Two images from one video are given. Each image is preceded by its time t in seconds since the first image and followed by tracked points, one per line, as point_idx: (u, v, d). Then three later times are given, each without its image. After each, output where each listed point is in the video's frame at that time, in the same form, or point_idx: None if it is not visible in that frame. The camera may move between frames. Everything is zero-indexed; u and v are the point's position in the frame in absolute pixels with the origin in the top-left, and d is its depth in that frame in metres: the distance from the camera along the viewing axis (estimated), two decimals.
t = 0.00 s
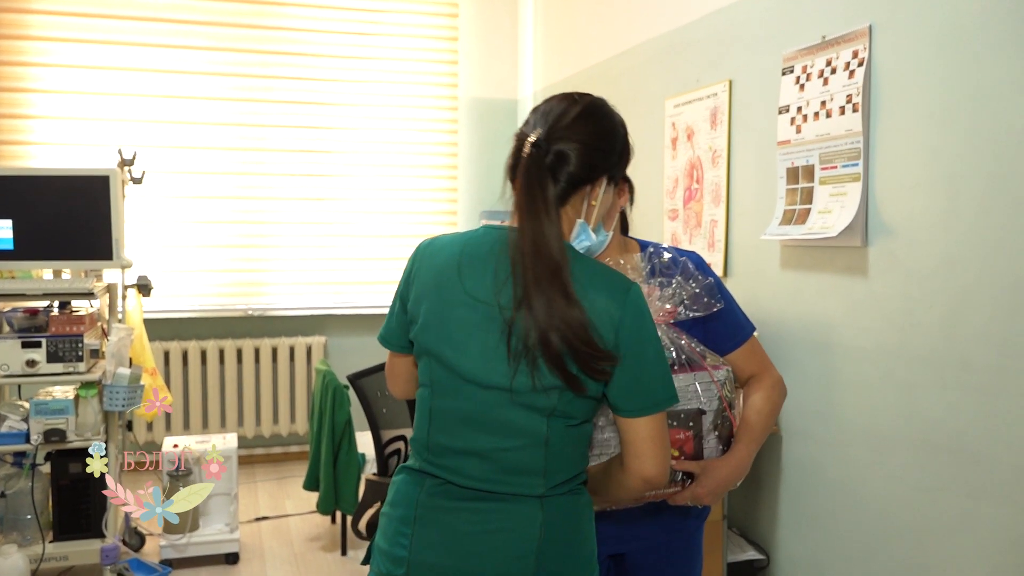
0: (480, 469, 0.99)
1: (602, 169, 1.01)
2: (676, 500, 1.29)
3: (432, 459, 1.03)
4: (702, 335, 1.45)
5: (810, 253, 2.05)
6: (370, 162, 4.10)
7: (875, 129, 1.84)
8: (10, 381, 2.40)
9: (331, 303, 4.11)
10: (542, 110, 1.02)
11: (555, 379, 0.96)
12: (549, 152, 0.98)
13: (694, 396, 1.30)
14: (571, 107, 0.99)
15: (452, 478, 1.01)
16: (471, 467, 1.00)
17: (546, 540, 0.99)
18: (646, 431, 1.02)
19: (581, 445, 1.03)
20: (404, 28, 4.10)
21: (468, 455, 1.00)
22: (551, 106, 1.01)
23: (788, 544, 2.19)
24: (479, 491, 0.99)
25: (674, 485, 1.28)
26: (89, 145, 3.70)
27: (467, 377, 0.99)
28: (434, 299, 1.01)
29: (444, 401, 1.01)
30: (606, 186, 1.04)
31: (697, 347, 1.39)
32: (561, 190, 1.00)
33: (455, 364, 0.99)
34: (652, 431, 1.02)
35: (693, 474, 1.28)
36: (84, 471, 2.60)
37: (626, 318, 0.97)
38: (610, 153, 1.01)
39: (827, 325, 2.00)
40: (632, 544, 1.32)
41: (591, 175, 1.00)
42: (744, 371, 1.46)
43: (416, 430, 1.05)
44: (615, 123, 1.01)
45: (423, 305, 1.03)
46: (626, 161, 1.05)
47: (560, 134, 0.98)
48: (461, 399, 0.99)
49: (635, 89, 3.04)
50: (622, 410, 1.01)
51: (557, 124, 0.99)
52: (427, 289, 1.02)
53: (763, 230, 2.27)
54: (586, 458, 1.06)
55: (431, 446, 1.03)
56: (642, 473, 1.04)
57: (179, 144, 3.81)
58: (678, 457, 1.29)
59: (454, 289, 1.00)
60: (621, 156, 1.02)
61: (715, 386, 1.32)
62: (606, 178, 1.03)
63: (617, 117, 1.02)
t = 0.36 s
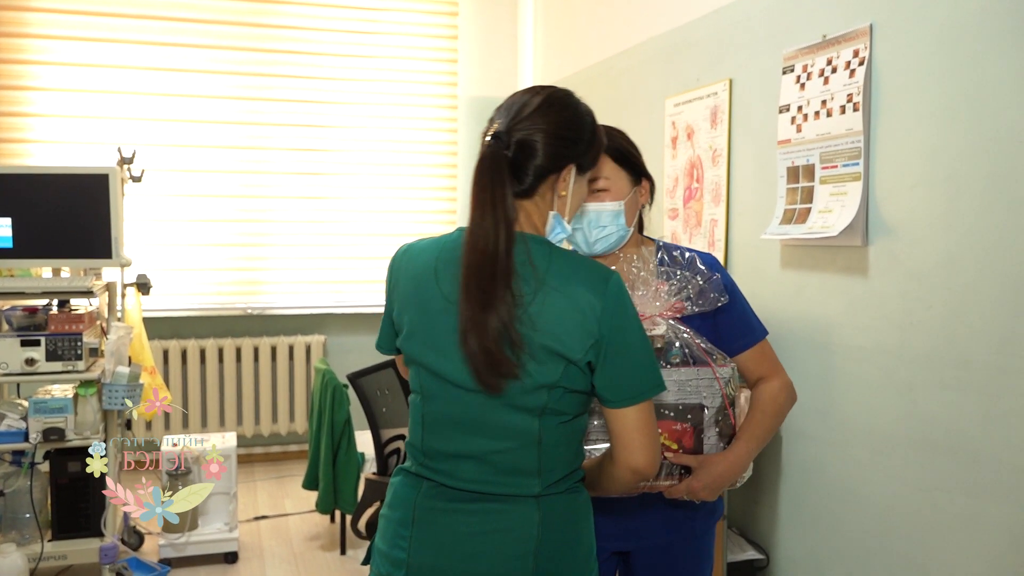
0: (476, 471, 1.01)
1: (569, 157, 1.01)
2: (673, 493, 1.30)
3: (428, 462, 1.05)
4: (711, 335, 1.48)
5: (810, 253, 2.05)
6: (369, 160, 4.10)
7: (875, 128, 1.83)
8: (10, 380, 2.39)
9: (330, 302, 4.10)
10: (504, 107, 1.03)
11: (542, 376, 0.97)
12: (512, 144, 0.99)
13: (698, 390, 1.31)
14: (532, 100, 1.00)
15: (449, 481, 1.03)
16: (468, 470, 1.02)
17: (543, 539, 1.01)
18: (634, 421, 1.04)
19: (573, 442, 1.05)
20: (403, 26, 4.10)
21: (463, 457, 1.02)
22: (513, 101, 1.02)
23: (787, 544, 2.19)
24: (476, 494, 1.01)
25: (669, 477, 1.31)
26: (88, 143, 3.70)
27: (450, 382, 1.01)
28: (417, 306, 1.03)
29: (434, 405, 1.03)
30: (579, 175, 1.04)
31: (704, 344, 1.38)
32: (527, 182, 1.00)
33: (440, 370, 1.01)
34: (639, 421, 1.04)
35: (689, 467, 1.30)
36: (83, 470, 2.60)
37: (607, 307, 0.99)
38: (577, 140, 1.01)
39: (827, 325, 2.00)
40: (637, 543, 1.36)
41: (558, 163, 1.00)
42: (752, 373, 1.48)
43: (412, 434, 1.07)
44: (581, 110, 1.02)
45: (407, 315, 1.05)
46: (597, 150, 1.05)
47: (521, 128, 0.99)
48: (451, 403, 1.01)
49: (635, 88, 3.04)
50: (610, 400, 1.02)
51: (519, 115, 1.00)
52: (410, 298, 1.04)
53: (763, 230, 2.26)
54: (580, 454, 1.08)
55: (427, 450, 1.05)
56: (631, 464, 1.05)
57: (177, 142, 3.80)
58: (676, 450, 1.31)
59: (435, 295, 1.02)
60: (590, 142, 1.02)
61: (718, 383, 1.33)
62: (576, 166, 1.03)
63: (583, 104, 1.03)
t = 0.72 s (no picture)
0: (457, 472, 1.02)
1: (533, 159, 1.03)
2: (665, 488, 1.30)
3: (410, 465, 1.06)
4: (714, 335, 1.49)
5: (810, 256, 2.05)
6: (368, 162, 4.10)
7: (876, 132, 1.83)
8: (8, 380, 2.39)
9: (329, 303, 4.10)
10: (469, 112, 1.05)
11: (512, 375, 0.99)
12: (476, 148, 1.01)
13: (694, 387, 1.32)
14: (495, 104, 1.03)
15: (431, 482, 1.03)
16: (449, 471, 1.02)
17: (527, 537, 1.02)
18: (605, 418, 1.04)
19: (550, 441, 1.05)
20: (403, 27, 4.10)
21: (443, 458, 1.02)
22: (476, 106, 1.04)
23: (787, 547, 2.18)
24: (459, 494, 1.02)
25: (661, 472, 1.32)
26: (87, 143, 3.69)
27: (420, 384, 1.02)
28: (390, 310, 1.05)
29: (411, 408, 1.04)
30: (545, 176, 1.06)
31: (704, 342, 1.41)
32: (493, 186, 1.02)
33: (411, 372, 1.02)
34: (611, 418, 1.04)
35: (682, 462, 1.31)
36: (81, 470, 2.59)
37: (575, 305, 1.00)
38: (540, 142, 1.03)
39: (828, 328, 2.00)
40: (643, 544, 1.37)
41: (522, 166, 1.02)
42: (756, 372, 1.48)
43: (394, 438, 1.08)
44: (545, 112, 1.04)
45: (379, 320, 1.07)
46: (562, 152, 1.07)
47: (484, 131, 1.01)
48: (425, 406, 1.02)
49: (635, 90, 3.04)
50: (581, 399, 1.02)
51: (484, 119, 1.02)
52: (384, 303, 1.06)
53: (763, 233, 2.26)
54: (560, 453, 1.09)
55: (409, 453, 1.05)
56: (604, 461, 1.05)
57: (177, 142, 3.80)
58: (670, 445, 1.32)
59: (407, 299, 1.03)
60: (554, 144, 1.05)
61: (714, 382, 1.34)
62: (541, 168, 1.05)
63: (546, 107, 1.05)
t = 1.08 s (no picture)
0: (416, 471, 1.04)
1: (485, 167, 1.06)
2: (657, 480, 1.33)
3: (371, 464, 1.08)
4: (717, 335, 1.47)
5: (814, 257, 2.04)
6: (370, 161, 4.09)
7: (881, 132, 1.82)
8: (9, 377, 2.39)
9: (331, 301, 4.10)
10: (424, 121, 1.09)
11: (462, 373, 1.01)
12: (428, 159, 1.05)
13: (690, 383, 1.34)
14: (447, 113, 1.06)
15: (392, 481, 1.06)
16: (408, 469, 1.05)
17: (487, 540, 1.05)
18: (545, 411, 1.04)
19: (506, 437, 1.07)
20: (405, 26, 4.09)
21: (402, 456, 1.05)
22: (431, 115, 1.07)
23: (789, 548, 2.18)
24: (418, 492, 1.04)
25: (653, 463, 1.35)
26: (90, 141, 3.69)
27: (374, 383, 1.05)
28: (345, 313, 1.07)
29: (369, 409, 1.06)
30: (500, 183, 1.09)
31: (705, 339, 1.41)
32: (446, 194, 1.05)
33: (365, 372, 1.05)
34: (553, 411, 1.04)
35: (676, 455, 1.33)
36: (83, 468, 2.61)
37: (521, 305, 1.02)
38: (491, 150, 1.06)
39: (831, 329, 1.99)
40: (649, 542, 1.38)
41: (474, 175, 1.05)
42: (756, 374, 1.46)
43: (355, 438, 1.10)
44: (497, 121, 1.07)
45: (336, 323, 1.09)
46: (515, 159, 1.09)
47: (435, 139, 1.05)
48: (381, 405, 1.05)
49: (638, 90, 3.03)
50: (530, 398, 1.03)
51: (436, 128, 1.06)
52: (340, 306, 1.08)
53: (767, 234, 2.25)
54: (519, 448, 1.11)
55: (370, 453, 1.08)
56: (545, 455, 1.04)
57: (179, 140, 3.80)
58: (665, 438, 1.35)
59: (362, 301, 1.05)
60: (506, 151, 1.07)
61: (711, 379, 1.35)
62: (495, 175, 1.08)
63: (499, 116, 1.08)
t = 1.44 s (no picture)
0: (363, 462, 1.06)
1: (430, 170, 1.07)
2: (658, 474, 1.33)
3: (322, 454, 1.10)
4: (728, 332, 1.45)
5: (831, 256, 2.02)
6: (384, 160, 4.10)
7: (899, 131, 1.80)
8: (26, 375, 2.41)
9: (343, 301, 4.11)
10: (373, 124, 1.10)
11: (403, 368, 1.02)
12: (376, 176, 1.05)
13: (692, 378, 1.34)
14: (393, 115, 1.07)
15: (341, 471, 1.08)
16: (355, 460, 1.07)
17: (427, 536, 1.07)
18: (484, 403, 1.04)
19: (452, 432, 1.09)
20: (418, 25, 4.10)
21: (350, 447, 1.07)
22: (378, 118, 1.08)
23: (805, 549, 2.16)
24: (363, 482, 1.06)
25: (655, 457, 1.34)
26: (104, 141, 3.70)
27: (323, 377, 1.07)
28: (297, 308, 1.09)
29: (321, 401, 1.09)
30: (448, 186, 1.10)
31: (711, 337, 1.40)
32: (390, 197, 1.06)
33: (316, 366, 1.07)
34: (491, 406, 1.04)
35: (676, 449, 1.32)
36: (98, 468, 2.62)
37: (462, 303, 1.04)
38: (437, 153, 1.07)
39: (848, 330, 1.97)
40: (666, 535, 1.37)
41: (420, 177, 1.06)
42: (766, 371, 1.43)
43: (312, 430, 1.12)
44: (443, 125, 1.07)
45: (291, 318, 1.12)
46: (463, 161, 1.10)
47: (380, 141, 1.06)
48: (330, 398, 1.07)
49: (651, 88, 3.02)
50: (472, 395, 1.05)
51: (382, 130, 1.07)
52: (293, 301, 1.10)
53: (783, 233, 2.24)
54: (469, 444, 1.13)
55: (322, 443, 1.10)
56: (482, 449, 1.04)
57: (193, 139, 3.81)
58: (667, 433, 1.34)
59: (312, 297, 1.08)
60: (450, 154, 1.08)
61: (713, 375, 1.34)
62: (442, 179, 1.09)
63: (446, 119, 1.08)
